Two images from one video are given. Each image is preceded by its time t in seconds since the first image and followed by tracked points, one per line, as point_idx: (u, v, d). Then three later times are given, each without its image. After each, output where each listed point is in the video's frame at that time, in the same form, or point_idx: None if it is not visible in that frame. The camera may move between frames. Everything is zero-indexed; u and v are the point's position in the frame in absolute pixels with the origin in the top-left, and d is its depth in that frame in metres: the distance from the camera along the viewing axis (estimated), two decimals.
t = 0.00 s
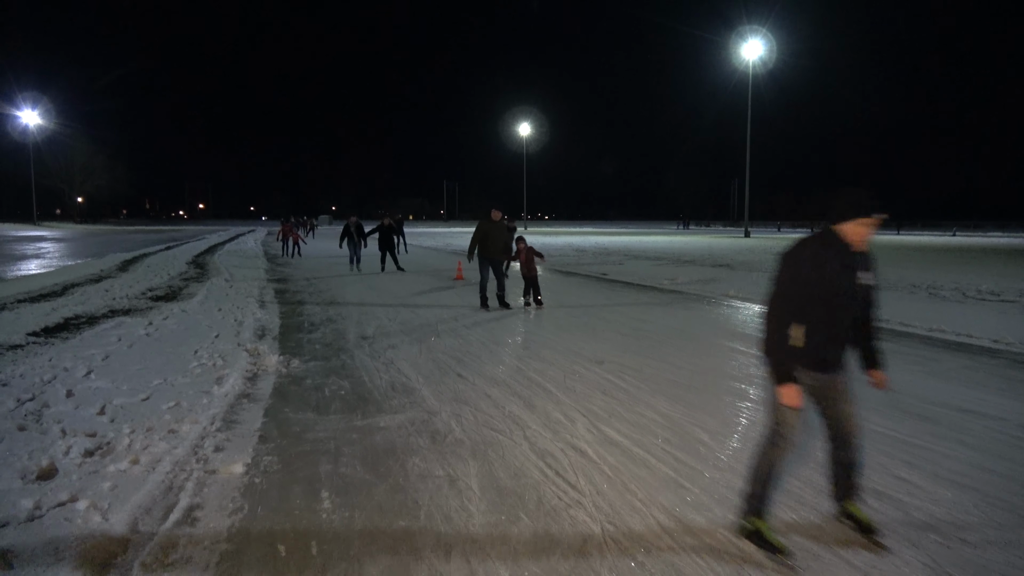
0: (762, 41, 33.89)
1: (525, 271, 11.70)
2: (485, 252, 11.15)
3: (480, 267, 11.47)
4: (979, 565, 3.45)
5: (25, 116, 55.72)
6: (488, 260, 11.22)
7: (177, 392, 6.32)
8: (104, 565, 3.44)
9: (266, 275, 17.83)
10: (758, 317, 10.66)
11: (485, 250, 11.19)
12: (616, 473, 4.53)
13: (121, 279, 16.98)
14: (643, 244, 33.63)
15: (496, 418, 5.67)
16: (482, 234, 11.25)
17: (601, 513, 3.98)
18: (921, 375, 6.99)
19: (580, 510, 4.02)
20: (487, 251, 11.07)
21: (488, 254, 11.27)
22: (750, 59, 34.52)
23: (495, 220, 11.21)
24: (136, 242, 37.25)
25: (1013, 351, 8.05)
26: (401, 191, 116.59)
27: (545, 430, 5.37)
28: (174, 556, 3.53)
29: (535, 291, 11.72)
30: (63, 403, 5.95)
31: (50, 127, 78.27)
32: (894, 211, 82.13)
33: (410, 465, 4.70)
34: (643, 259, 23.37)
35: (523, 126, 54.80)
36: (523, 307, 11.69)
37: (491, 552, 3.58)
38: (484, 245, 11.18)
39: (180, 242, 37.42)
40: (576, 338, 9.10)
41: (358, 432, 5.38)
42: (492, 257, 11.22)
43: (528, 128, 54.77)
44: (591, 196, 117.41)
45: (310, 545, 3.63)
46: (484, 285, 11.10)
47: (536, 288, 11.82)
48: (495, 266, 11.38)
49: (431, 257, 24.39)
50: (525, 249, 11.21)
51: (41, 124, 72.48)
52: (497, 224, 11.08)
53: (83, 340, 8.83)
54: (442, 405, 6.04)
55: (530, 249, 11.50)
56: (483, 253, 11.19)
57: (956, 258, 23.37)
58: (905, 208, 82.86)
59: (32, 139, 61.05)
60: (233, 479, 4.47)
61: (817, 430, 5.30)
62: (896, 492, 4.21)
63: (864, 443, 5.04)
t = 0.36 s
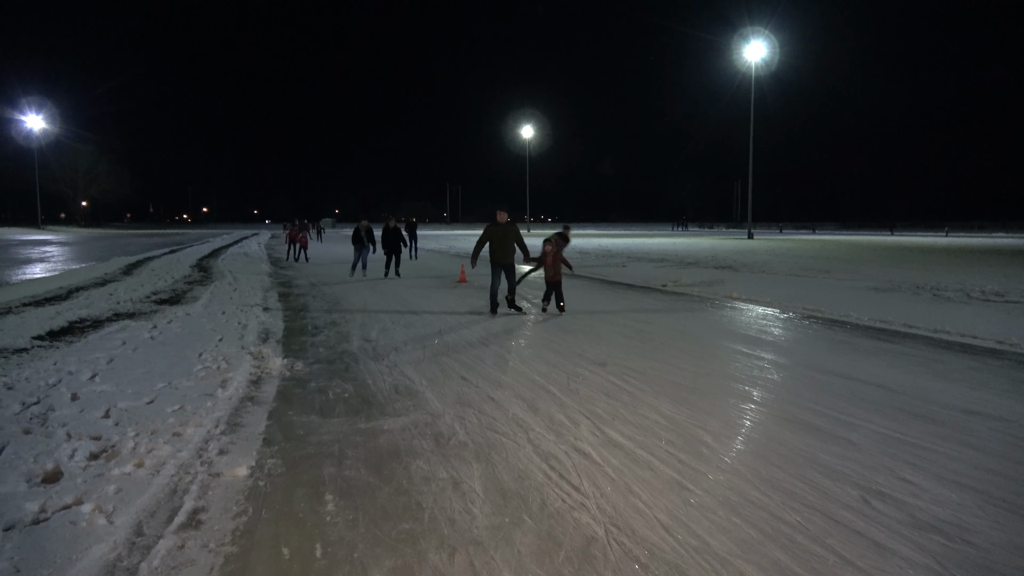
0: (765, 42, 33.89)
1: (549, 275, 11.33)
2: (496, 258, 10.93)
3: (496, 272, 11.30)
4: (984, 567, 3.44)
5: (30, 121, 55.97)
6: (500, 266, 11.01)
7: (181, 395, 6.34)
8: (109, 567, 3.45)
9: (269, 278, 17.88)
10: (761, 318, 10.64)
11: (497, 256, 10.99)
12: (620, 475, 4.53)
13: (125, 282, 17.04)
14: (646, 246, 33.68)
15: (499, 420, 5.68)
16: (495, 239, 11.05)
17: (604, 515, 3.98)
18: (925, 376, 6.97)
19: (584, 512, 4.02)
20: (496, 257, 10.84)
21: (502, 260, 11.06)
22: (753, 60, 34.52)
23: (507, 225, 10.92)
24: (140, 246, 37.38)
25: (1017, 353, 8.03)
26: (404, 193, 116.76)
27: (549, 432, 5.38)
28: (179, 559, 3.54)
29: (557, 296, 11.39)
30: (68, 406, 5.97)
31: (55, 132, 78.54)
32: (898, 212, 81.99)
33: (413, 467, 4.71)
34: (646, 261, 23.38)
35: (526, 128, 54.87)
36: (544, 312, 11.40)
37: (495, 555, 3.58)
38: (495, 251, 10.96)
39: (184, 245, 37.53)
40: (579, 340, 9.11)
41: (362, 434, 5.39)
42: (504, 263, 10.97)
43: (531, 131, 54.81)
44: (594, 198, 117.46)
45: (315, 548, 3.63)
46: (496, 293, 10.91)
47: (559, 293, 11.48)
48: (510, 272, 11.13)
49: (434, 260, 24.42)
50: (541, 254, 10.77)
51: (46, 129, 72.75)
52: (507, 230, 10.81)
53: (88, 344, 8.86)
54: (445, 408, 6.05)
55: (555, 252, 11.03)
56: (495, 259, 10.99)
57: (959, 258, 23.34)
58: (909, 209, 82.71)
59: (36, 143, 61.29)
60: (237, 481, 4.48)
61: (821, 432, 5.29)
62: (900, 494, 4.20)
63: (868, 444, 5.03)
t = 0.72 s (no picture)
0: (768, 45, 33.92)
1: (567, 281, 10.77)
2: (512, 262, 10.44)
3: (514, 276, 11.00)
4: (991, 570, 3.42)
5: (36, 124, 56.09)
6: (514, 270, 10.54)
7: (186, 398, 6.35)
8: (114, 570, 3.46)
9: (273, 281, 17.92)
10: (765, 321, 10.63)
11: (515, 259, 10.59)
12: (623, 478, 4.53)
13: (130, 285, 17.09)
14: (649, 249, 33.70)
15: (504, 423, 5.68)
16: (513, 242, 10.56)
17: (609, 518, 3.97)
18: (930, 379, 6.95)
19: (588, 515, 4.02)
20: (511, 262, 10.35)
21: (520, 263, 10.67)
22: (756, 64, 34.57)
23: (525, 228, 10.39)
24: (145, 249, 37.40)
25: (1022, 355, 8.00)
26: (407, 196, 116.93)
27: (553, 435, 5.37)
28: (184, 562, 3.55)
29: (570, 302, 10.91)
30: (73, 409, 5.98)
31: (60, 136, 78.82)
32: (902, 215, 81.82)
33: (418, 470, 4.71)
34: (649, 264, 23.39)
35: (529, 131, 54.88)
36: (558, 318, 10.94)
37: (500, 557, 3.58)
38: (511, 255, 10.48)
39: (188, 248, 37.67)
40: (583, 343, 9.11)
41: (366, 437, 5.39)
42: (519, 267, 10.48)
43: (534, 133, 54.85)
44: (597, 201, 117.47)
45: (319, 550, 3.64)
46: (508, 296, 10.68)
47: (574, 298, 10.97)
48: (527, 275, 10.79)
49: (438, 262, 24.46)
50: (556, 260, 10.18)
51: (50, 133, 72.99)
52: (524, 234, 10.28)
53: (93, 347, 8.89)
54: (450, 411, 6.06)
55: (573, 259, 10.41)
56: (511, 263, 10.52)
57: (963, 261, 23.29)
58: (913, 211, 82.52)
59: (41, 146, 61.45)
60: (242, 484, 4.50)
61: (826, 435, 5.28)
62: (906, 497, 4.18)
63: (873, 447, 5.01)
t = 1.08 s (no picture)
0: (772, 48, 33.88)
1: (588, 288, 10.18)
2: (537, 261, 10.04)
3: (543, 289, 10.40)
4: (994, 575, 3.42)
5: (40, 126, 56.20)
6: (537, 276, 9.91)
7: (189, 400, 6.36)
8: (119, 571, 3.48)
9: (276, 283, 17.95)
10: (768, 324, 10.61)
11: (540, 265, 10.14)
12: (627, 481, 4.52)
13: (134, 287, 17.14)
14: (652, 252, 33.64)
15: (507, 426, 5.68)
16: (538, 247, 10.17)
17: (612, 522, 3.97)
18: (934, 383, 6.93)
19: (592, 518, 4.02)
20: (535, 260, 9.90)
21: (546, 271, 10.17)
22: (759, 67, 34.53)
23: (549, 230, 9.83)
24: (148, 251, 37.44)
25: None
26: (411, 199, 117.02)
27: (556, 439, 5.37)
28: (188, 564, 3.56)
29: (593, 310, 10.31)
30: (77, 411, 6.00)
31: (64, 137, 79.00)
32: (905, 218, 81.67)
33: (421, 473, 4.71)
34: (652, 267, 23.38)
35: (532, 134, 54.89)
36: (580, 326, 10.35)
37: (503, 560, 3.58)
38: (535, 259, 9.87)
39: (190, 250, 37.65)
40: (586, 346, 9.10)
41: (369, 440, 5.40)
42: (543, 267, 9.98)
43: (538, 136, 54.86)
44: (600, 203, 117.44)
45: (323, 553, 3.65)
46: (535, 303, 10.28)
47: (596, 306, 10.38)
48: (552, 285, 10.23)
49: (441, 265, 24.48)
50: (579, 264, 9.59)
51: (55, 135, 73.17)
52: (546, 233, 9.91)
53: (97, 349, 8.91)
54: (453, 414, 6.06)
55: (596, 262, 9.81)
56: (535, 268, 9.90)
57: (968, 265, 23.22)
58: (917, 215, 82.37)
59: (45, 148, 61.52)
60: (246, 486, 4.51)
61: (829, 439, 5.27)
62: (910, 502, 4.17)
63: (877, 452, 5.00)
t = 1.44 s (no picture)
0: (775, 50, 33.87)
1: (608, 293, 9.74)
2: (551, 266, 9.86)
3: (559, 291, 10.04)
4: None
5: (44, 127, 56.27)
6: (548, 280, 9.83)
7: (192, 402, 6.36)
8: (121, 573, 3.48)
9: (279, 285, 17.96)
10: (772, 327, 10.59)
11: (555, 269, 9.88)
12: (629, 484, 4.51)
13: (137, 289, 17.16)
14: (655, 254, 33.60)
15: (509, 428, 5.68)
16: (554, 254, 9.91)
17: (614, 524, 3.97)
18: (938, 386, 6.91)
19: (594, 521, 4.01)
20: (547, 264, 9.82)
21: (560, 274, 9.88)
22: (762, 69, 34.52)
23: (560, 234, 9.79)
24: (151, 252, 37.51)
25: None
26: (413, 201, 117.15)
27: (559, 441, 5.36)
28: (190, 565, 3.56)
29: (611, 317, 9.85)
30: (80, 412, 6.01)
31: (68, 139, 79.18)
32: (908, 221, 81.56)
33: (423, 475, 4.71)
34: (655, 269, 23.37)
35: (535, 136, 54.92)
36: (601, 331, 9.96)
37: (505, 562, 3.58)
38: (545, 265, 9.80)
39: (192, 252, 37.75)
40: (589, 348, 9.09)
41: (371, 442, 5.40)
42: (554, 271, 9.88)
43: (540, 138, 54.87)
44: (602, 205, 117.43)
45: (326, 555, 3.65)
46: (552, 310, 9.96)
47: (617, 313, 9.92)
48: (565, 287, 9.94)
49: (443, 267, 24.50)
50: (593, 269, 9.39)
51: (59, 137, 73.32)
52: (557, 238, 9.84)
53: (100, 350, 8.93)
54: (455, 416, 6.06)
55: (615, 268, 9.41)
56: (545, 276, 9.81)
57: (972, 267, 23.17)
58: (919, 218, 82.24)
59: (49, 150, 61.63)
60: (248, 488, 4.51)
61: (833, 442, 5.26)
62: (914, 505, 4.16)
63: (881, 454, 4.99)
